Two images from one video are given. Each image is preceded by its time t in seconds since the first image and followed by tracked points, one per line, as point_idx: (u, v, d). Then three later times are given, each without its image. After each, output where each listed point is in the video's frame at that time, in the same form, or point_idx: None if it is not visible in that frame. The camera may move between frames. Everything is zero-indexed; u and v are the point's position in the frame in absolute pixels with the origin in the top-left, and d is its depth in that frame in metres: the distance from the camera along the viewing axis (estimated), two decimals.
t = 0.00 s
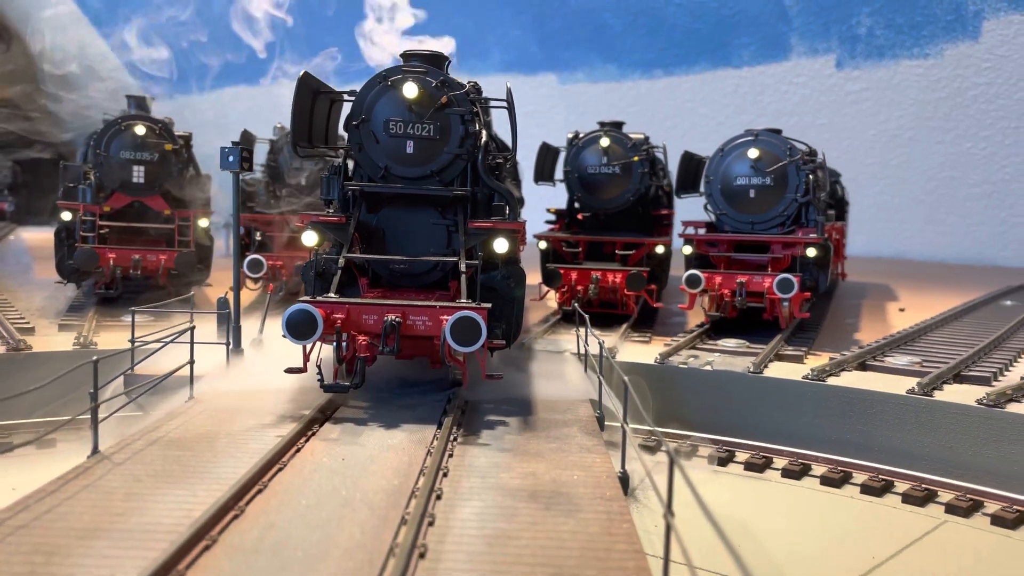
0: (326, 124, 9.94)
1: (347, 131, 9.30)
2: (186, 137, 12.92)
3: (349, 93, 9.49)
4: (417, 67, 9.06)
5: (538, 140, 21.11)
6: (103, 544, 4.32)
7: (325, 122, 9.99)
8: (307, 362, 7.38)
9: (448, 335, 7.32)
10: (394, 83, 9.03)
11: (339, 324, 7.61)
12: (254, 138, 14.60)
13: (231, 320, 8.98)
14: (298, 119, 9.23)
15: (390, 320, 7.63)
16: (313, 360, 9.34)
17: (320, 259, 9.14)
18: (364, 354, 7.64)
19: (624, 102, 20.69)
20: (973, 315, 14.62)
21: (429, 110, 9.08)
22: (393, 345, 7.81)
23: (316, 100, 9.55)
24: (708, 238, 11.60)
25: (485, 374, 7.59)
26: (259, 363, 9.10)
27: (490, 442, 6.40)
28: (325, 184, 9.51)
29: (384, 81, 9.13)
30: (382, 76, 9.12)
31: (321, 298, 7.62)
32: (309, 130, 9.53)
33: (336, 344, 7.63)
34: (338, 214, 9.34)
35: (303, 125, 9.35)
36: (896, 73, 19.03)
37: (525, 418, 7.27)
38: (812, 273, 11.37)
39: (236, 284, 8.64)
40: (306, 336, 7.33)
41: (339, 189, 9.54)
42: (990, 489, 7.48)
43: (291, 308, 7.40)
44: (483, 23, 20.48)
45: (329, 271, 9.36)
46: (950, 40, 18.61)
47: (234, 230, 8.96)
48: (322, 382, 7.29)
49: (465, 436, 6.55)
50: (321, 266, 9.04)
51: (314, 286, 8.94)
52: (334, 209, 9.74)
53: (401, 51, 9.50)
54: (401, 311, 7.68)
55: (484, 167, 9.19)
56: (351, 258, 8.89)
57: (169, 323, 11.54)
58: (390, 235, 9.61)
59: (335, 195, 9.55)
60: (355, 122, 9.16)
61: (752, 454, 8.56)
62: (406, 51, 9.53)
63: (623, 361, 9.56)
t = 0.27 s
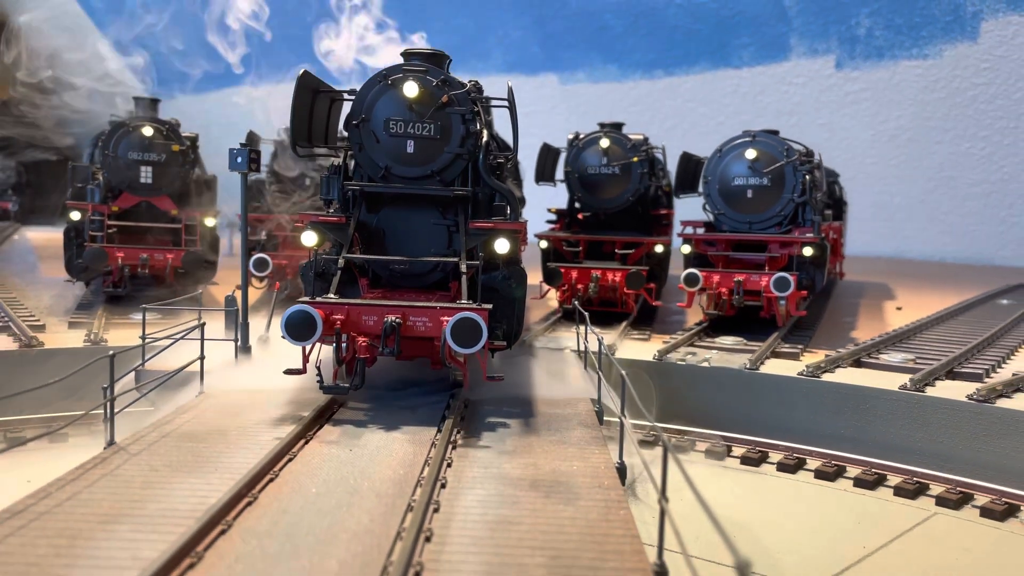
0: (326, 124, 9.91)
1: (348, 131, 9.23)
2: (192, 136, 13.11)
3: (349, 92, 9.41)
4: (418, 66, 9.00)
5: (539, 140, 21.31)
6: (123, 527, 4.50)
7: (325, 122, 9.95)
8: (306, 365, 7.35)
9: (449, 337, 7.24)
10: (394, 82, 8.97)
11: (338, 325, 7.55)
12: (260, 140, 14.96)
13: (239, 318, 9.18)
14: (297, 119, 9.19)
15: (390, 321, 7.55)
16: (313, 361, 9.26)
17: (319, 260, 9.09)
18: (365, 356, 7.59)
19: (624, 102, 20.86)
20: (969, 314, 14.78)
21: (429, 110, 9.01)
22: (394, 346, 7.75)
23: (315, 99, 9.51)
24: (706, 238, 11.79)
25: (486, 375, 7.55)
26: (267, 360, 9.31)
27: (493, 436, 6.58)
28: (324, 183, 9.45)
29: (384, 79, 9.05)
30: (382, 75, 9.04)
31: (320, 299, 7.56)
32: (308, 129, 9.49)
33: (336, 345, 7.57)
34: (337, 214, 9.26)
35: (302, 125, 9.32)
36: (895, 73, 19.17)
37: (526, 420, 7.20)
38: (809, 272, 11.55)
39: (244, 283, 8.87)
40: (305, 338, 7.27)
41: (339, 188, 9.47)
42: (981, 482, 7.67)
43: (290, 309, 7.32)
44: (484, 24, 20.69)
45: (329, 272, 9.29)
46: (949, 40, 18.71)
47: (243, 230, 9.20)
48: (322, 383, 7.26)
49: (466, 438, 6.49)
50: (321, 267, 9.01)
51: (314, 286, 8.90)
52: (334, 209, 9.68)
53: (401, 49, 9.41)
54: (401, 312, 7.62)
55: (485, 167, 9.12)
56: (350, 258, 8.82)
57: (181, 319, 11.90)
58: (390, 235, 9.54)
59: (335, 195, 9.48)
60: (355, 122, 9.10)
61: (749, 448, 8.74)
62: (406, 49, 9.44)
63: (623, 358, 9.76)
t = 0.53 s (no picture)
0: (324, 122, 9.75)
1: (346, 130, 9.07)
2: (195, 136, 13.24)
3: (347, 91, 9.26)
4: (417, 64, 8.81)
5: (540, 141, 21.44)
6: (137, 517, 4.64)
7: (323, 121, 9.81)
8: (303, 369, 7.24)
9: (448, 340, 7.07)
10: (393, 81, 8.80)
11: (335, 327, 7.40)
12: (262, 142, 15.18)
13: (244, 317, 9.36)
14: (295, 118, 9.05)
15: (388, 324, 7.38)
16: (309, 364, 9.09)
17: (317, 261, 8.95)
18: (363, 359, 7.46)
19: (624, 103, 21.03)
20: (966, 314, 14.90)
21: (429, 109, 8.83)
22: (392, 349, 7.60)
23: (313, 98, 9.34)
24: (705, 238, 11.94)
25: (486, 379, 7.42)
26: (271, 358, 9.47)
27: (494, 432, 6.73)
28: (322, 183, 9.27)
29: (383, 78, 8.89)
30: (381, 73, 8.89)
31: (318, 301, 7.41)
32: (306, 129, 9.34)
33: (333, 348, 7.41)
34: (335, 214, 9.07)
35: (300, 124, 9.17)
36: (894, 74, 19.30)
37: (527, 423, 7.06)
38: (805, 271, 11.70)
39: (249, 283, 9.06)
40: (301, 341, 7.11)
41: (337, 189, 9.27)
42: (973, 477, 7.81)
43: (286, 312, 7.14)
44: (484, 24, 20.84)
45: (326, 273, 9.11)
46: (948, 41, 18.83)
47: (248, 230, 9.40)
48: (318, 385, 7.19)
49: (465, 444, 6.34)
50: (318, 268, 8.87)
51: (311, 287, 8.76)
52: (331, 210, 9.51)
53: (400, 48, 9.26)
54: (400, 315, 7.46)
55: (485, 167, 8.94)
56: (348, 260, 8.66)
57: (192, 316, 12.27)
58: (389, 236, 9.38)
59: (333, 195, 9.28)
60: (354, 121, 8.92)
61: (745, 445, 8.87)
62: (405, 47, 9.25)
63: (622, 356, 9.91)
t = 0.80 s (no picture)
0: (323, 122, 9.72)
1: (345, 130, 8.93)
2: (201, 137, 13.48)
3: (347, 91, 9.13)
4: (417, 63, 8.68)
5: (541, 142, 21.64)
6: (156, 503, 4.84)
7: (323, 121, 9.79)
8: (302, 372, 7.18)
9: (449, 343, 6.97)
10: (393, 80, 8.66)
11: (335, 330, 7.32)
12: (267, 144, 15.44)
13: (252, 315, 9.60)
14: (294, 118, 9.01)
15: (388, 326, 7.29)
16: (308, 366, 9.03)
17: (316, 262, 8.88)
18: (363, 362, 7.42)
19: (625, 103, 21.27)
20: (960, 313, 15.07)
21: (428, 109, 8.68)
22: (392, 351, 7.53)
23: (313, 98, 9.31)
24: (703, 238, 12.14)
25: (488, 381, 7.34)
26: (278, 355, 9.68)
27: (496, 427, 6.93)
28: (321, 183, 9.20)
29: (382, 78, 8.75)
30: (380, 73, 8.75)
31: (317, 303, 7.34)
32: (305, 128, 9.32)
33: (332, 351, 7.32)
34: (335, 214, 8.94)
35: (300, 124, 9.16)
36: (893, 74, 19.50)
37: (529, 427, 6.97)
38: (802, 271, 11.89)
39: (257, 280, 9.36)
40: (300, 344, 7.03)
41: (337, 189, 9.18)
42: (964, 470, 8.02)
43: (284, 314, 7.05)
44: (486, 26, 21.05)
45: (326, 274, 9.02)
46: (946, 43, 19.02)
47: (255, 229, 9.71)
48: (318, 390, 7.24)
49: (466, 448, 6.27)
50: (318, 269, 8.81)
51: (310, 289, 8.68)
52: (331, 211, 9.41)
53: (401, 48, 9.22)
54: (400, 317, 7.36)
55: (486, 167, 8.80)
56: (347, 261, 8.56)
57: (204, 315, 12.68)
58: (389, 237, 9.26)
59: (333, 196, 9.19)
60: (354, 120, 8.80)
61: (742, 439, 9.06)
62: (405, 47, 9.25)
63: (621, 354, 10.11)
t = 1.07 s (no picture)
0: (321, 120, 9.75)
1: (344, 129, 8.88)
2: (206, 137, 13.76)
3: (345, 89, 9.09)
4: (417, 61, 8.65)
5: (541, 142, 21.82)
6: (171, 491, 5.03)
7: (322, 120, 9.80)
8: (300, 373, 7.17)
9: (449, 344, 6.99)
10: (393, 78, 8.60)
11: (334, 331, 7.33)
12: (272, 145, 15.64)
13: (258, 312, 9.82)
14: (292, 117, 9.01)
15: (388, 327, 7.32)
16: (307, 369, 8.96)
17: (315, 262, 8.94)
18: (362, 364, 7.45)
19: (626, 103, 21.46)
20: (954, 312, 15.21)
21: (428, 107, 8.61)
22: (392, 353, 7.53)
23: (311, 97, 9.32)
24: (700, 237, 12.33)
25: (488, 382, 7.33)
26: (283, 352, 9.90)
27: (496, 421, 7.14)
28: (320, 184, 9.21)
29: (382, 76, 8.70)
30: (380, 71, 8.70)
31: (316, 304, 7.37)
32: (304, 127, 9.33)
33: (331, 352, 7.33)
34: (334, 215, 8.92)
35: (298, 123, 9.15)
36: (892, 74, 19.63)
37: (529, 430, 6.87)
38: (799, 269, 12.07)
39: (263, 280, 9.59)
40: (299, 345, 7.04)
41: (335, 189, 9.12)
42: (953, 464, 8.22)
43: (283, 315, 7.07)
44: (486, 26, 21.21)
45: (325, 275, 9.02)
46: (945, 43, 19.14)
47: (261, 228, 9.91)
48: (316, 391, 7.27)
49: (466, 451, 6.19)
50: (318, 270, 8.87)
51: (309, 291, 8.68)
52: (330, 211, 9.41)
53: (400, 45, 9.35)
54: (400, 318, 7.40)
55: (486, 166, 8.75)
56: (346, 262, 8.54)
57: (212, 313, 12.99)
58: (389, 238, 9.25)
59: (331, 196, 9.18)
60: (353, 119, 8.75)
61: (738, 433, 9.25)
62: (405, 44, 9.40)
63: (620, 351, 10.30)
